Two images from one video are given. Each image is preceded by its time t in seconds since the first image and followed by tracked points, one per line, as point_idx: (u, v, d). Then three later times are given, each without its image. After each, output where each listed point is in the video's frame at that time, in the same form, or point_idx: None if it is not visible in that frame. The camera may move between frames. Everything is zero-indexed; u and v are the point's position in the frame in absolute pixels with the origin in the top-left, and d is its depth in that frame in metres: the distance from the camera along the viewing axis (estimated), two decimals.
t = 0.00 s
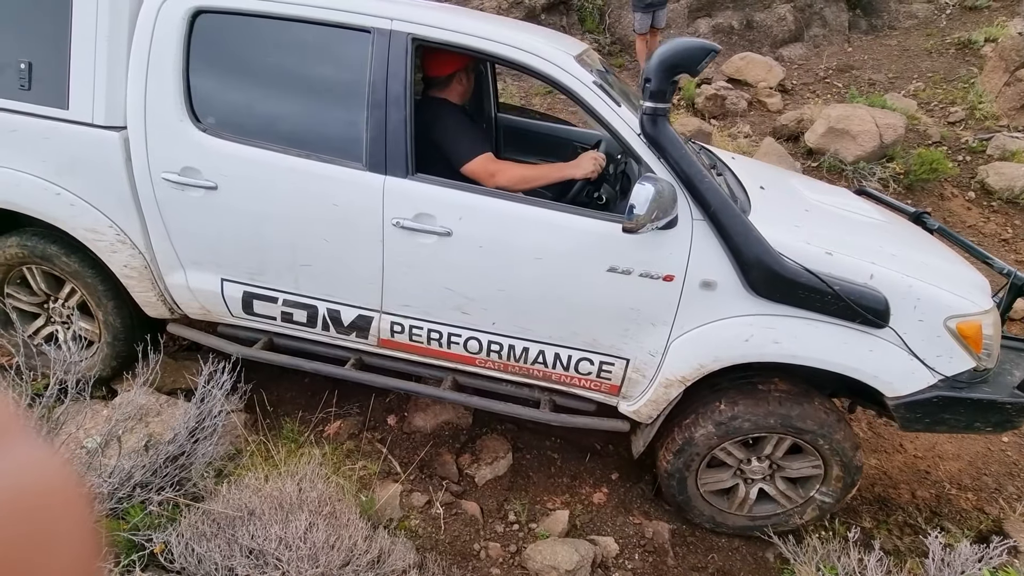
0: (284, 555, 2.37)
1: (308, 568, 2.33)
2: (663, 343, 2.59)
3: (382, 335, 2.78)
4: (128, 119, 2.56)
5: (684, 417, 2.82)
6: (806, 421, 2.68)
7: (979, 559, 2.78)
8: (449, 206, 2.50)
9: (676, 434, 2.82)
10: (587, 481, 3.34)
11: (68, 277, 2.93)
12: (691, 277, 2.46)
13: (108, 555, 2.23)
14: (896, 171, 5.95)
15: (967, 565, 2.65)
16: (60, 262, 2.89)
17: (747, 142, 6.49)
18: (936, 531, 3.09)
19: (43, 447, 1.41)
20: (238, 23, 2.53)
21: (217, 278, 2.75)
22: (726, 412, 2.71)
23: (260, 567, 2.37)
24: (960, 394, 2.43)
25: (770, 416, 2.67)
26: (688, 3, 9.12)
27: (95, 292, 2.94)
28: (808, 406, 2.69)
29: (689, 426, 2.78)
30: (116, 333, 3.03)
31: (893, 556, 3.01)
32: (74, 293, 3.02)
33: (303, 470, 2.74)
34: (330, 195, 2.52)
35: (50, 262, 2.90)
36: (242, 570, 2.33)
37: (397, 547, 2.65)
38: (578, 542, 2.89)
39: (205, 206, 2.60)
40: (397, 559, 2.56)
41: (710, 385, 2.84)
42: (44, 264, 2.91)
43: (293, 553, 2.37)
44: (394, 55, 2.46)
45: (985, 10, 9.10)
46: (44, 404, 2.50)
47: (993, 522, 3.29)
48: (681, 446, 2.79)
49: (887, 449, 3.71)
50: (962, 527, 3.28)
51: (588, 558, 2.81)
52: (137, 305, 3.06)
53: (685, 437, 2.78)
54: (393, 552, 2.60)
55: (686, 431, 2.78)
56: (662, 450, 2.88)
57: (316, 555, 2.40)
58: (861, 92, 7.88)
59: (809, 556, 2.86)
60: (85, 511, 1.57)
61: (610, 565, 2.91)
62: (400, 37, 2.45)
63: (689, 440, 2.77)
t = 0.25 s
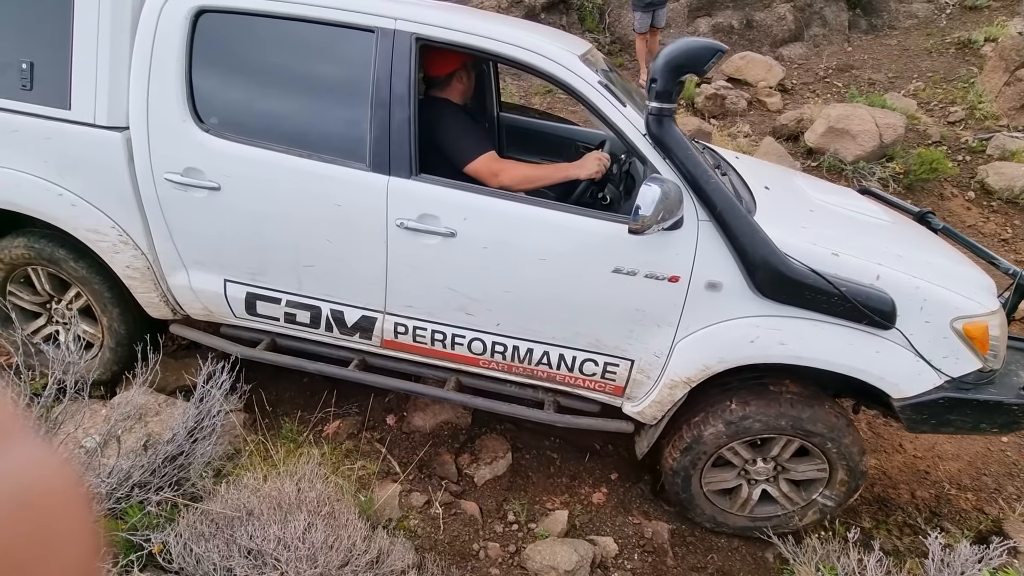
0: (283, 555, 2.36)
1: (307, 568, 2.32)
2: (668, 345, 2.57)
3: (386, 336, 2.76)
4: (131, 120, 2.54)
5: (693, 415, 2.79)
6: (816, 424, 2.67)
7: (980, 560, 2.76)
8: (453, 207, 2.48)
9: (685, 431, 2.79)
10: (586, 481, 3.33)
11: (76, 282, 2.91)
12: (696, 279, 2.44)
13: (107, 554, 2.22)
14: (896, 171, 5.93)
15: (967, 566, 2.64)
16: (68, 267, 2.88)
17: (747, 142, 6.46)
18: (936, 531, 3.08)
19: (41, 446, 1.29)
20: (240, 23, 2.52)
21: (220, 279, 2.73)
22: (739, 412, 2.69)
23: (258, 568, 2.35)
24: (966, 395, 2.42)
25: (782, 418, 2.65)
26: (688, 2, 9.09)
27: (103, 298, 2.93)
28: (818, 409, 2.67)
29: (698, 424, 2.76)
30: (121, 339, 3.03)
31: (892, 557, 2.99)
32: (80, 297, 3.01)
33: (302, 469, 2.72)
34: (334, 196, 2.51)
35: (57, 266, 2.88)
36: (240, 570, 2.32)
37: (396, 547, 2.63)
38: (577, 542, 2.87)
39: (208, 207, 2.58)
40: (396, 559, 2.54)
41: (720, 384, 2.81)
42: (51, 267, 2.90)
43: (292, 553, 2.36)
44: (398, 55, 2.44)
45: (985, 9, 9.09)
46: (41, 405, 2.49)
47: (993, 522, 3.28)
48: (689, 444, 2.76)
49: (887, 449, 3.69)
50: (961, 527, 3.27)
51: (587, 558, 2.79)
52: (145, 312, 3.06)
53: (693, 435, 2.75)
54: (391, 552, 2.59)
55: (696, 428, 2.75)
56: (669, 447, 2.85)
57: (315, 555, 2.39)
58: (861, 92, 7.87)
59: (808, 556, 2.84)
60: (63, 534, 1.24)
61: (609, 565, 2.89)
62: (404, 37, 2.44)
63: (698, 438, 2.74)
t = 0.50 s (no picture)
0: (282, 555, 2.32)
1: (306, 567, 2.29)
2: (678, 347, 2.53)
3: (393, 338, 2.74)
4: (136, 121, 2.50)
5: (711, 412, 2.74)
6: (835, 429, 2.63)
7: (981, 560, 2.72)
8: (462, 208, 2.46)
9: (701, 427, 2.73)
10: (586, 481, 3.29)
11: (86, 288, 2.88)
12: (708, 281, 2.40)
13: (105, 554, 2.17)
14: (896, 171, 5.90)
15: (967, 565, 2.59)
16: (79, 273, 2.84)
17: (747, 142, 6.42)
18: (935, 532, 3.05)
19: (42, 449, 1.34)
20: (247, 23, 2.48)
21: (226, 281, 2.70)
22: (759, 413, 2.64)
23: (257, 568, 2.31)
24: (978, 397, 2.36)
25: (804, 421, 2.61)
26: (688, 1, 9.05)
27: (113, 305, 2.90)
28: (840, 416, 2.64)
29: (716, 422, 2.70)
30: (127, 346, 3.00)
31: (892, 557, 2.96)
32: (88, 302, 2.98)
33: (302, 469, 2.69)
34: (341, 197, 2.48)
35: (67, 270, 2.85)
36: (239, 570, 2.28)
37: (395, 547, 2.58)
38: (576, 542, 2.84)
39: (215, 208, 2.55)
40: (395, 559, 2.50)
41: (739, 382, 2.75)
42: (61, 271, 2.86)
43: (291, 553, 2.33)
44: (407, 55, 2.41)
45: (984, 9, 9.08)
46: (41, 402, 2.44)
47: (993, 522, 3.25)
48: (704, 441, 2.71)
49: (887, 449, 3.65)
50: (961, 527, 3.23)
51: (587, 558, 2.76)
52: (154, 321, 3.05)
53: (710, 432, 2.70)
54: (390, 552, 2.54)
55: (713, 425, 2.70)
56: (682, 442, 2.79)
57: (314, 555, 2.36)
58: (861, 91, 7.84)
59: (809, 556, 2.78)
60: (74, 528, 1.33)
61: (608, 565, 2.86)
62: (413, 36, 2.40)
63: (714, 437, 2.69)
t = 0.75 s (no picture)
0: (281, 555, 2.32)
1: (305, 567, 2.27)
2: (684, 351, 2.53)
3: (398, 340, 2.74)
4: (143, 119, 2.49)
5: (721, 415, 2.72)
6: (846, 438, 2.62)
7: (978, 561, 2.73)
8: (469, 211, 2.45)
9: (710, 428, 2.72)
10: (585, 481, 3.29)
11: (94, 289, 2.88)
12: (715, 285, 2.39)
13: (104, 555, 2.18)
14: (895, 171, 5.90)
15: (965, 567, 2.58)
16: (87, 274, 2.84)
17: (746, 142, 6.42)
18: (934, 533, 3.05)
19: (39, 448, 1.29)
20: (255, 23, 2.47)
21: (231, 281, 2.69)
22: (770, 417, 2.62)
23: (256, 567, 2.31)
24: (986, 406, 2.31)
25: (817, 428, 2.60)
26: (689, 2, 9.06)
27: (119, 308, 2.90)
28: (852, 424, 2.63)
29: (726, 423, 2.69)
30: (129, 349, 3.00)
31: (891, 557, 2.96)
32: (94, 303, 2.98)
33: (301, 468, 2.69)
34: (348, 199, 2.48)
35: (75, 271, 2.84)
36: (238, 570, 2.28)
37: (394, 547, 2.58)
38: (575, 542, 2.85)
39: (221, 208, 2.54)
40: (394, 559, 2.50)
41: (752, 386, 2.73)
42: (68, 271, 2.85)
43: (290, 552, 2.32)
44: (415, 56, 2.41)
45: (984, 11, 9.09)
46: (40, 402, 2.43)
47: (991, 523, 3.24)
48: (713, 442, 2.69)
49: (886, 449, 3.65)
50: (960, 527, 3.23)
51: (586, 558, 2.76)
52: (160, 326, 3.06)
53: (719, 434, 2.68)
54: (389, 552, 2.54)
55: (722, 427, 2.69)
56: (689, 442, 2.77)
57: (313, 554, 2.35)
58: (861, 92, 7.84)
59: (807, 556, 2.77)
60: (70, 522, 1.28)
61: (607, 565, 2.86)
62: (421, 37, 2.40)
63: (724, 437, 2.67)
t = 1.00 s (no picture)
0: (281, 555, 2.32)
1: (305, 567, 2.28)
2: (689, 351, 2.53)
3: (402, 340, 2.74)
4: (147, 120, 2.49)
5: (729, 414, 2.72)
6: (855, 440, 2.62)
7: (977, 559, 2.72)
8: (474, 211, 2.45)
9: (719, 426, 2.71)
10: (585, 480, 3.29)
11: (100, 292, 2.88)
12: (720, 285, 2.40)
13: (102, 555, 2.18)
14: (894, 171, 5.91)
15: (965, 565, 2.58)
16: (92, 277, 2.84)
17: (745, 142, 6.43)
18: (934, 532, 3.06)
19: (38, 449, 1.28)
20: (260, 23, 2.47)
21: (235, 281, 2.69)
22: (779, 416, 2.62)
23: (256, 567, 2.32)
24: (992, 405, 2.31)
25: (823, 428, 2.59)
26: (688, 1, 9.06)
27: (124, 312, 2.91)
28: (859, 425, 2.63)
29: (736, 422, 2.68)
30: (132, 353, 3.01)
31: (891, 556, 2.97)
32: (99, 305, 2.98)
33: (301, 468, 2.69)
34: (352, 200, 2.48)
35: (81, 274, 2.84)
36: (238, 570, 2.28)
37: (394, 547, 2.58)
38: (575, 541, 2.85)
39: (225, 209, 2.54)
40: (394, 558, 2.51)
41: (761, 385, 2.73)
42: (74, 273, 2.85)
43: (290, 552, 2.33)
44: (420, 56, 2.41)
45: (983, 10, 9.10)
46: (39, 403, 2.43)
47: (990, 522, 3.25)
48: (722, 440, 2.68)
49: (886, 448, 3.66)
50: (959, 526, 3.24)
51: (586, 557, 2.76)
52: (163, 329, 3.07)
53: (728, 432, 2.67)
54: (390, 552, 2.54)
55: (732, 425, 2.67)
56: (697, 439, 2.76)
57: (314, 554, 2.36)
58: (860, 92, 7.85)
59: (808, 556, 2.78)
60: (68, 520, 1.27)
61: (607, 564, 2.87)
62: (426, 38, 2.40)
63: (733, 436, 2.66)
